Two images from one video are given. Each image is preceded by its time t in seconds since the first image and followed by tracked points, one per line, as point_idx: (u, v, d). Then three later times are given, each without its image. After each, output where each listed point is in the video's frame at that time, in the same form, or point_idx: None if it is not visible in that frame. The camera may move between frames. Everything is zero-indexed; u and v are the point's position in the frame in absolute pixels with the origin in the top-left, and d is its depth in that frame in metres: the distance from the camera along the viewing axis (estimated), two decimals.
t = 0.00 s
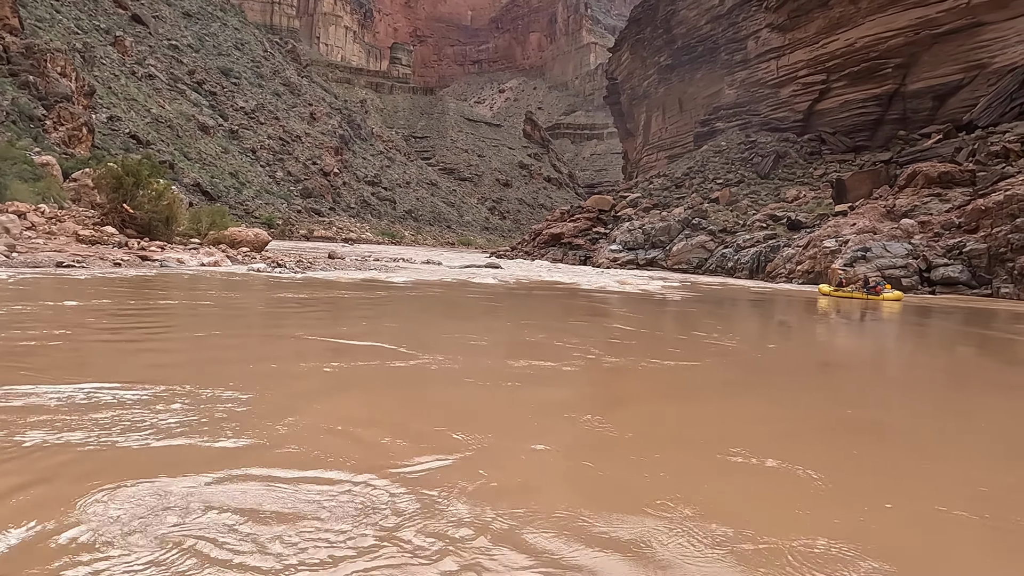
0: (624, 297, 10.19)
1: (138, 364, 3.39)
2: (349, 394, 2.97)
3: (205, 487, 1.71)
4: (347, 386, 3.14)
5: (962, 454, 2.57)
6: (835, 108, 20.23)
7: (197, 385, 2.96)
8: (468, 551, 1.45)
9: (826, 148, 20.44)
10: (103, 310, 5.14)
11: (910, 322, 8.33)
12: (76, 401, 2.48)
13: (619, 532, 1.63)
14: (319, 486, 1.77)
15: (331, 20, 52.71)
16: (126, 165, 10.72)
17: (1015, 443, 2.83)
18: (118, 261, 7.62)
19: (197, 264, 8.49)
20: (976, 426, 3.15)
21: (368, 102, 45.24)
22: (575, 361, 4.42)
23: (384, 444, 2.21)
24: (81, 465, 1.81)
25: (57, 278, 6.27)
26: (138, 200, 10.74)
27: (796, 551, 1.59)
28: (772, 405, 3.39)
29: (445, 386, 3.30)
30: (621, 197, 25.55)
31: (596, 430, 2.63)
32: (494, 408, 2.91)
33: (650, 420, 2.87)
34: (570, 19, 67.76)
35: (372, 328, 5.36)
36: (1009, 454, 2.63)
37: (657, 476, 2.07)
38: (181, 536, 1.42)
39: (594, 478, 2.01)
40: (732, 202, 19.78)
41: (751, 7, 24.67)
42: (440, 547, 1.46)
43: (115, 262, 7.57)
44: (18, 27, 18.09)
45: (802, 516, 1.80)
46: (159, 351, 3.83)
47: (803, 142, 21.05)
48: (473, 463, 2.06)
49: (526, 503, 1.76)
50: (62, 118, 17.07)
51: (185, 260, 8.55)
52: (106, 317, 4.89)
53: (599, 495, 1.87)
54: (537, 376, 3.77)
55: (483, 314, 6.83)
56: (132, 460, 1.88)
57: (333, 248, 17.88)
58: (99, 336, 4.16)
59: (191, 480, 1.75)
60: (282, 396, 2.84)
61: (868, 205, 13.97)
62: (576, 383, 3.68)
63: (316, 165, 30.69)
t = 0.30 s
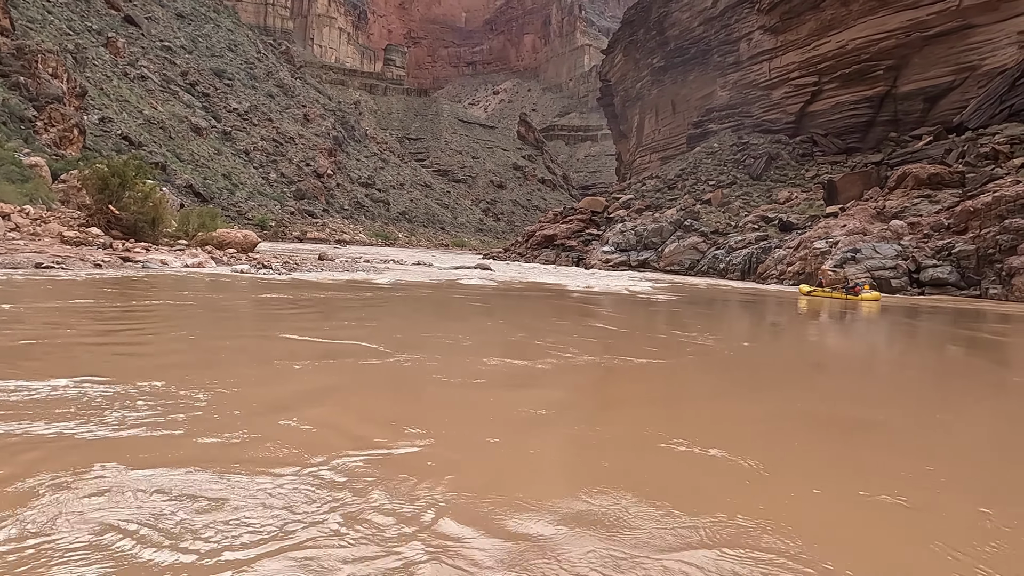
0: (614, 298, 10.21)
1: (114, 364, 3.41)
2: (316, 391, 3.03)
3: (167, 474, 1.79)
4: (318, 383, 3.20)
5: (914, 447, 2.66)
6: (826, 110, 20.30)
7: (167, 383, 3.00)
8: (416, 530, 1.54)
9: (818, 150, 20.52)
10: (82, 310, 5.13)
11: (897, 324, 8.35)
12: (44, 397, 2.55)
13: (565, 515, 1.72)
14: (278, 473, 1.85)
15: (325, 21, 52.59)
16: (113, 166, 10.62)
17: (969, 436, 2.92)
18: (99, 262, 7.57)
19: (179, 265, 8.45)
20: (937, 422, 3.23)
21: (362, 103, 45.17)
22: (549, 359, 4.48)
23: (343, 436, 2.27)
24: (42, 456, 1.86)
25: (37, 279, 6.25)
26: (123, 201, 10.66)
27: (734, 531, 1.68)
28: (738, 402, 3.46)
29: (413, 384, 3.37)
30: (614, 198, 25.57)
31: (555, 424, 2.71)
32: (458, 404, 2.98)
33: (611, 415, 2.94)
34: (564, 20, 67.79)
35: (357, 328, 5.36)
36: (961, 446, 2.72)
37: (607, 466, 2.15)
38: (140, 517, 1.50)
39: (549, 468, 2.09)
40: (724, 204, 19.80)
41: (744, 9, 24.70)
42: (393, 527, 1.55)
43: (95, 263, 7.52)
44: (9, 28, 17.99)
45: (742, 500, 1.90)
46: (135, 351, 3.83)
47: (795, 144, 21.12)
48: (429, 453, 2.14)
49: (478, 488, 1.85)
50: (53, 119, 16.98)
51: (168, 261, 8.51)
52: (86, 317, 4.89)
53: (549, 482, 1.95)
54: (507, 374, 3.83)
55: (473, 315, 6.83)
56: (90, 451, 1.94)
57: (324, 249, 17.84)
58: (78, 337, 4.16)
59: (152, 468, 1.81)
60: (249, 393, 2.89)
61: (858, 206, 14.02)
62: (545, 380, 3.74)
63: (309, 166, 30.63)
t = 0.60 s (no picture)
0: (607, 300, 10.20)
1: (91, 366, 3.39)
2: (292, 389, 3.04)
3: (131, 466, 1.81)
4: (296, 383, 3.20)
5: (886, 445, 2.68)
6: (821, 112, 20.33)
7: (143, 383, 3.01)
8: (376, 519, 1.57)
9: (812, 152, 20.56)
10: (60, 312, 5.11)
11: (889, 324, 8.36)
12: (13, 392, 2.60)
13: (523, 504, 1.75)
14: (243, 467, 1.88)
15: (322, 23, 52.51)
16: (101, 168, 10.55)
17: (942, 434, 2.95)
18: (83, 263, 7.53)
19: (166, 267, 8.42)
20: (913, 419, 3.26)
21: (358, 105, 45.09)
22: (531, 359, 4.49)
23: (313, 435, 2.29)
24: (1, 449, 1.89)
25: (16, 280, 6.22)
26: (112, 204, 10.61)
27: (683, 519, 1.71)
28: (717, 401, 3.49)
29: (390, 382, 3.38)
30: (609, 200, 25.60)
31: (528, 421, 2.74)
32: (434, 402, 3.00)
33: (586, 413, 2.97)
34: (561, 22, 67.86)
35: (343, 329, 5.35)
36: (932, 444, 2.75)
37: (574, 461, 2.19)
38: (97, 505, 1.53)
39: (516, 463, 2.11)
40: (719, 206, 19.80)
41: (738, 11, 24.70)
42: (351, 515, 1.59)
43: (80, 264, 7.48)
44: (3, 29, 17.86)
45: (705, 493, 1.93)
46: (114, 353, 3.82)
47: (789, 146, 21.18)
48: (397, 449, 2.17)
49: (441, 480, 1.89)
50: (47, 121, 16.91)
51: (155, 263, 8.48)
52: (69, 319, 4.87)
53: (510, 476, 1.97)
54: (488, 374, 3.84)
55: (462, 315, 6.82)
56: (57, 444, 1.96)
57: (320, 252, 17.79)
58: (58, 339, 4.15)
59: (118, 461, 1.84)
60: (218, 390, 2.92)
61: (852, 207, 14.02)
62: (523, 379, 3.76)
63: (305, 168, 30.58)
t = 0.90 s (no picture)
0: (604, 299, 10.20)
1: (75, 365, 3.38)
2: (274, 388, 3.04)
3: (101, 460, 1.81)
4: (279, 381, 3.20)
5: (871, 443, 2.68)
6: (822, 112, 20.30)
7: (129, 379, 3.04)
8: (341, 511, 1.58)
9: (813, 152, 20.53)
10: (41, 311, 5.09)
11: (887, 324, 8.33)
12: None
13: (491, 499, 1.76)
14: (213, 459, 1.91)
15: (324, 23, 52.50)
16: (97, 168, 10.55)
17: (928, 432, 2.95)
18: (74, 262, 7.52)
19: (160, 266, 8.43)
20: (900, 418, 3.26)
21: (360, 106, 45.06)
22: (520, 357, 4.50)
23: (291, 429, 2.32)
24: None
25: (9, 279, 6.23)
26: (108, 204, 10.62)
27: (643, 510, 1.74)
28: (701, 400, 3.50)
29: (377, 381, 3.38)
30: (609, 200, 25.59)
31: (510, 421, 2.73)
32: (418, 400, 3.00)
33: (571, 412, 2.97)
34: (563, 22, 67.82)
35: (335, 328, 5.33)
36: (915, 443, 2.74)
37: (551, 459, 2.19)
38: (63, 492, 1.56)
39: (494, 461, 2.11)
40: (719, 206, 19.76)
41: (740, 11, 24.67)
42: (315, 508, 1.59)
43: (71, 264, 7.47)
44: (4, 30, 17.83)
45: (676, 488, 1.94)
46: (99, 353, 3.80)
47: (790, 146, 21.16)
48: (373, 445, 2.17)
49: (411, 476, 1.89)
50: (48, 121, 16.90)
51: (149, 263, 8.48)
52: (58, 318, 4.89)
53: (479, 471, 2.00)
54: (477, 373, 3.84)
55: (456, 315, 6.83)
56: (31, 440, 1.96)
57: (319, 252, 17.77)
58: (45, 339, 4.13)
59: (90, 455, 1.84)
60: (203, 387, 2.95)
61: (851, 207, 14.01)
62: (512, 378, 3.76)
63: (306, 169, 30.58)
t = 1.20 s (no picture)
0: (604, 300, 10.18)
1: (63, 364, 3.39)
2: (260, 386, 3.04)
3: (79, 456, 1.83)
4: (267, 381, 3.20)
5: (861, 444, 2.69)
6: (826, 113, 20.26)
7: (118, 378, 3.06)
8: (313, 502, 1.61)
9: (816, 153, 20.48)
10: (33, 310, 5.12)
11: (888, 326, 8.30)
12: None
13: (470, 492, 1.76)
14: (192, 451, 1.95)
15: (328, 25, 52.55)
16: (94, 169, 10.59)
17: (920, 432, 2.95)
18: (67, 263, 7.53)
19: (155, 267, 8.44)
20: (894, 420, 3.26)
21: (364, 107, 45.07)
22: (512, 357, 4.53)
23: (274, 425, 2.36)
24: None
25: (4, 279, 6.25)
26: (106, 205, 10.66)
27: (609, 501, 1.78)
28: (688, 398, 3.53)
29: (366, 381, 3.37)
30: (612, 201, 25.58)
31: (498, 418, 2.74)
32: (404, 399, 3.02)
33: (558, 411, 2.98)
34: (566, 24, 67.82)
35: (329, 329, 5.34)
36: (907, 443, 2.73)
37: (535, 457, 2.19)
38: (38, 482, 1.60)
39: (473, 455, 2.14)
40: (722, 207, 19.72)
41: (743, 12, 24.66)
42: (290, 498, 1.62)
43: (64, 264, 7.48)
44: (9, 31, 17.85)
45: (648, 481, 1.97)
46: (90, 352, 3.81)
47: (793, 147, 21.12)
48: (357, 443, 2.18)
49: (391, 472, 1.89)
50: (52, 123, 16.97)
51: (144, 263, 8.49)
52: (51, 317, 4.91)
53: (456, 464, 2.03)
54: (468, 373, 3.84)
55: (454, 315, 6.84)
56: (14, 437, 1.98)
57: (321, 253, 17.77)
58: (38, 338, 4.16)
59: (66, 452, 1.85)
60: (191, 386, 2.98)
61: (853, 209, 13.99)
62: (507, 378, 3.76)
63: (310, 170, 30.63)
